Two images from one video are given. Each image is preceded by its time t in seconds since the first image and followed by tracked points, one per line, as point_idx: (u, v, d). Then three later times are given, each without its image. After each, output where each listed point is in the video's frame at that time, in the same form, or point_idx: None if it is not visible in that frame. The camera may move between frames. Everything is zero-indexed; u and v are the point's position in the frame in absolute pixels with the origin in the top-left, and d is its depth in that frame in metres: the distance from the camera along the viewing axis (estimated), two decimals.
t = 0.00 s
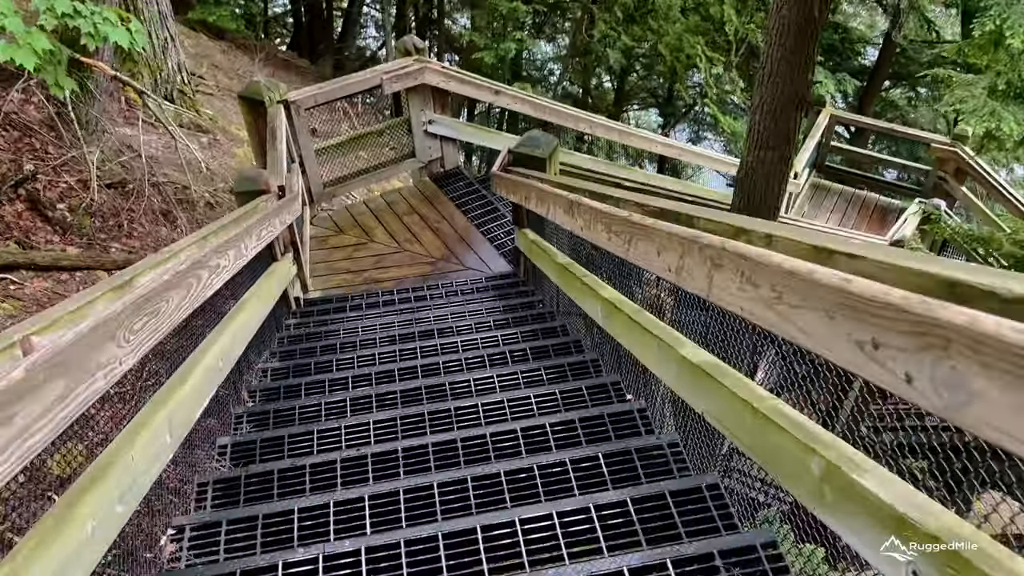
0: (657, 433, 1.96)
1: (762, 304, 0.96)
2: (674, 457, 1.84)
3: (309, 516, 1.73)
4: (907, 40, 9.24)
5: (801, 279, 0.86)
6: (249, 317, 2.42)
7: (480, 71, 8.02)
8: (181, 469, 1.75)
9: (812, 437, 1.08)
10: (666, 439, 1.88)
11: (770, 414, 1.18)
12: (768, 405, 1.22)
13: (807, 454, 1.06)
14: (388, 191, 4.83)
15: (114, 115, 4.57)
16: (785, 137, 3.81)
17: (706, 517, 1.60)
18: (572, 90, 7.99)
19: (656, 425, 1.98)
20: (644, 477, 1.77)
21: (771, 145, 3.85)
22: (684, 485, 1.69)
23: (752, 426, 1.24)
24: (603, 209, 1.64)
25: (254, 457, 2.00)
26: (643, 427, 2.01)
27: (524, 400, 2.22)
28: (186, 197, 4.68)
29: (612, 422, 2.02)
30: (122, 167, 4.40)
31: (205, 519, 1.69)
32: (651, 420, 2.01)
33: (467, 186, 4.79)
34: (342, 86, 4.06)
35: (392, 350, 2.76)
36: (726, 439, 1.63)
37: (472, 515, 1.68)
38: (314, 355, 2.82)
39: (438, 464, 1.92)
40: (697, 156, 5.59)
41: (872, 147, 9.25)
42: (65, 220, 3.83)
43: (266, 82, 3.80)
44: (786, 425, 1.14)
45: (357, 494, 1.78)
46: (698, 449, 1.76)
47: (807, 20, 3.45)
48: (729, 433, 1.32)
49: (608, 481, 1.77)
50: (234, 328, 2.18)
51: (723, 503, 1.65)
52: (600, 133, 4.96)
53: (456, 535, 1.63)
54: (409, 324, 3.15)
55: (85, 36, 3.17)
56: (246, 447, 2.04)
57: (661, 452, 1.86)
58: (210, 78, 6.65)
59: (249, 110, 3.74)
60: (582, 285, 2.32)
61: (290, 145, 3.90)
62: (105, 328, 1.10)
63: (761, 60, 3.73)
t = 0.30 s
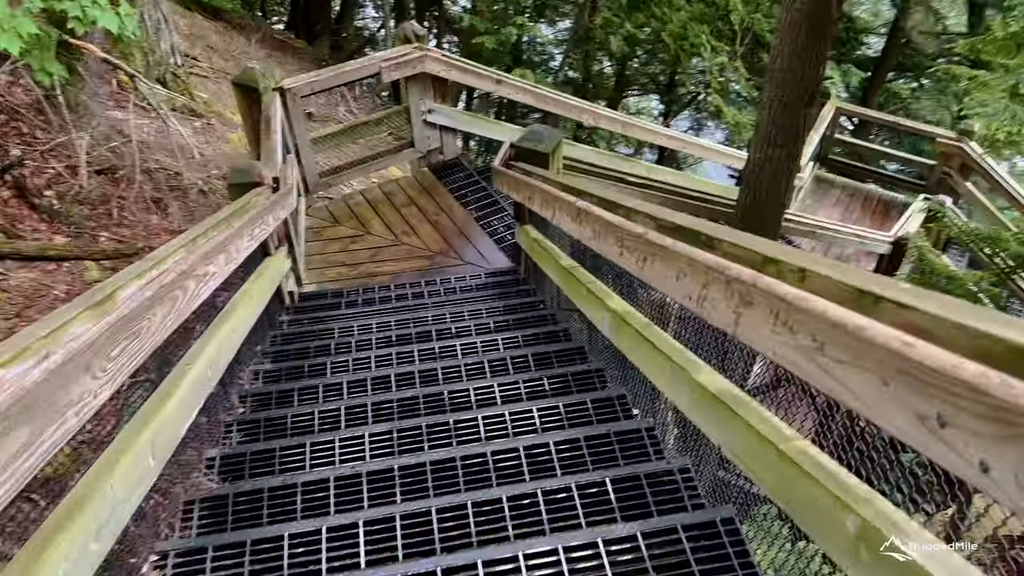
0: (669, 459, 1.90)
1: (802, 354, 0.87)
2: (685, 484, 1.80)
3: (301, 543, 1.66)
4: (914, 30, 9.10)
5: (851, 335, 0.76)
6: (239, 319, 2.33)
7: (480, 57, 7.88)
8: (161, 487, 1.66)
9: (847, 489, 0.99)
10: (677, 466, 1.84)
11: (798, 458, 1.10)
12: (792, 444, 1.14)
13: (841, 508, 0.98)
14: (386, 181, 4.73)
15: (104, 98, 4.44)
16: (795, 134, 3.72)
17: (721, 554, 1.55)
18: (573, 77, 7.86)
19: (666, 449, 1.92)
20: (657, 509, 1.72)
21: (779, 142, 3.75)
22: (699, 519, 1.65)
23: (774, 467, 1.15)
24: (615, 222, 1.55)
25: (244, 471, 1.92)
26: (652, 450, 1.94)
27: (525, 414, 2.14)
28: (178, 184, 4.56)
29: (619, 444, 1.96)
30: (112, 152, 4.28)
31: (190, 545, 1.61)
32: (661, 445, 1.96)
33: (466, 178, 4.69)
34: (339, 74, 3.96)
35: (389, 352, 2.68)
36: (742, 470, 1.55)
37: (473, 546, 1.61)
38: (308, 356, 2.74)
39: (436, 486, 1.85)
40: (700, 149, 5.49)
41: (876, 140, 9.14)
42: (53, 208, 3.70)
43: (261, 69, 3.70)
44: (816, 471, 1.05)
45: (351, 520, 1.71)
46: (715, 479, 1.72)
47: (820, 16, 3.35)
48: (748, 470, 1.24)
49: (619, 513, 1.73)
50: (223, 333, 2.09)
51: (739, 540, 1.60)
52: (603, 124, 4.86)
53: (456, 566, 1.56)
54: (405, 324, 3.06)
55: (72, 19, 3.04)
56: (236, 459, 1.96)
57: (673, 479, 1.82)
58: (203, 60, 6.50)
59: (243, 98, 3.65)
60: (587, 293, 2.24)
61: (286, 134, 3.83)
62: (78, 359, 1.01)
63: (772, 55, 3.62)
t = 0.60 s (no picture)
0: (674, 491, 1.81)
1: (841, 413, 0.79)
2: (692, 517, 1.70)
3: None
4: (909, 34, 9.06)
5: (899, 399, 0.69)
6: (227, 330, 2.25)
7: (474, 54, 7.79)
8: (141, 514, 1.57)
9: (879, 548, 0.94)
10: (683, 498, 1.75)
11: (822, 509, 1.04)
12: (814, 491, 1.09)
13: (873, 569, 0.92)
14: (378, 183, 4.65)
15: (89, 93, 4.33)
16: (797, 142, 3.66)
17: None
18: (567, 77, 7.78)
19: (671, 478, 1.84)
20: (663, 547, 1.63)
21: (780, 150, 3.70)
22: (707, 560, 1.55)
23: (796, 515, 1.10)
24: (624, 246, 1.49)
25: (229, 495, 1.85)
26: (657, 480, 1.86)
27: (524, 438, 2.07)
28: (165, 183, 4.46)
29: (622, 472, 1.89)
30: (97, 150, 4.17)
31: None
32: (666, 474, 1.87)
33: (460, 181, 4.61)
34: (332, 73, 3.88)
35: (381, 366, 2.61)
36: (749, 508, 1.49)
37: None
38: (298, 367, 2.66)
39: (431, 515, 1.78)
40: (696, 154, 5.44)
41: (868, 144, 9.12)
42: (36, 207, 3.59)
43: (252, 68, 3.61)
44: (843, 525, 1.00)
45: (342, 553, 1.63)
46: (720, 511, 1.62)
47: (823, 23, 3.29)
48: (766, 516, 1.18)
49: (622, 549, 1.64)
50: (210, 348, 2.02)
51: None
52: (600, 128, 4.80)
53: None
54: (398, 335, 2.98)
55: (56, 14, 2.93)
56: (221, 483, 1.89)
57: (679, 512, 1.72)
58: (192, 54, 6.38)
59: (234, 96, 3.57)
60: (589, 309, 2.18)
61: (277, 134, 3.75)
62: (52, 400, 0.93)
63: (773, 62, 3.56)
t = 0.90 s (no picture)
0: (688, 526, 1.72)
1: (896, 472, 0.70)
2: (708, 556, 1.61)
3: None
4: (914, 42, 8.98)
5: (976, 468, 0.60)
6: (218, 346, 2.16)
7: (476, 59, 7.72)
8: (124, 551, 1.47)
9: None
10: (698, 534, 1.66)
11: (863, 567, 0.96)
12: (852, 546, 1.00)
13: None
14: (378, 190, 4.56)
15: (84, 96, 4.24)
16: (806, 152, 3.57)
17: None
18: (570, 82, 7.69)
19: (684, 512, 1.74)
20: None
21: (791, 160, 3.61)
22: None
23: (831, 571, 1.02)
24: (639, 265, 1.40)
25: (217, 524, 1.76)
26: (670, 513, 1.77)
27: (528, 464, 1.98)
28: (161, 187, 4.37)
29: (632, 503, 1.80)
30: (91, 153, 4.08)
31: None
32: (680, 507, 1.78)
33: (462, 188, 4.52)
34: (332, 77, 3.80)
35: (379, 383, 2.52)
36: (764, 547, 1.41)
37: None
38: (293, 382, 2.57)
39: (431, 549, 1.69)
40: (701, 162, 5.35)
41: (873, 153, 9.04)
42: (27, 212, 3.50)
43: (250, 71, 3.52)
44: None
45: None
46: (737, 547, 1.53)
47: (837, 30, 3.19)
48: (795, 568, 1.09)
49: None
50: (199, 367, 1.92)
51: None
52: (604, 135, 4.72)
53: None
54: (397, 349, 2.89)
55: (47, 15, 2.85)
56: (208, 510, 1.80)
57: (695, 550, 1.63)
58: (192, 57, 6.30)
59: (231, 100, 3.49)
60: (596, 328, 2.08)
61: (275, 140, 3.67)
62: (12, 442, 0.84)
63: (785, 70, 3.48)
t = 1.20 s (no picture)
0: (714, 559, 1.61)
1: (996, 540, 0.59)
2: None
3: None
4: (927, 46, 8.85)
5: None
6: (213, 362, 2.05)
7: (482, 64, 7.62)
8: None
9: None
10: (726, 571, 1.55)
11: None
12: None
13: None
14: (383, 197, 4.46)
15: (83, 101, 4.15)
16: (826, 157, 3.45)
17: None
18: (577, 87, 7.58)
19: (709, 545, 1.63)
20: None
21: (809, 166, 3.49)
22: None
23: None
24: (666, 281, 1.28)
25: (208, 556, 1.65)
26: (694, 545, 1.66)
27: (541, 490, 1.87)
28: (161, 194, 4.27)
29: (653, 534, 1.69)
30: (90, 159, 3.99)
31: None
32: (704, 538, 1.67)
33: (469, 195, 4.41)
34: (335, 81, 3.70)
35: (383, 400, 2.41)
36: None
37: None
38: (294, 399, 2.47)
39: None
40: (713, 168, 5.24)
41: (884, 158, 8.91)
42: (22, 220, 3.40)
43: (252, 74, 3.43)
44: None
45: None
46: None
47: (858, 32, 3.08)
48: None
49: None
50: (191, 386, 1.81)
51: None
52: (614, 140, 4.61)
53: None
54: (402, 363, 2.78)
55: (40, 17, 2.75)
56: (199, 539, 1.68)
57: None
58: (195, 62, 6.22)
59: (231, 104, 3.39)
60: (611, 343, 1.97)
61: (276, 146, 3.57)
62: None
63: (803, 73, 3.37)
